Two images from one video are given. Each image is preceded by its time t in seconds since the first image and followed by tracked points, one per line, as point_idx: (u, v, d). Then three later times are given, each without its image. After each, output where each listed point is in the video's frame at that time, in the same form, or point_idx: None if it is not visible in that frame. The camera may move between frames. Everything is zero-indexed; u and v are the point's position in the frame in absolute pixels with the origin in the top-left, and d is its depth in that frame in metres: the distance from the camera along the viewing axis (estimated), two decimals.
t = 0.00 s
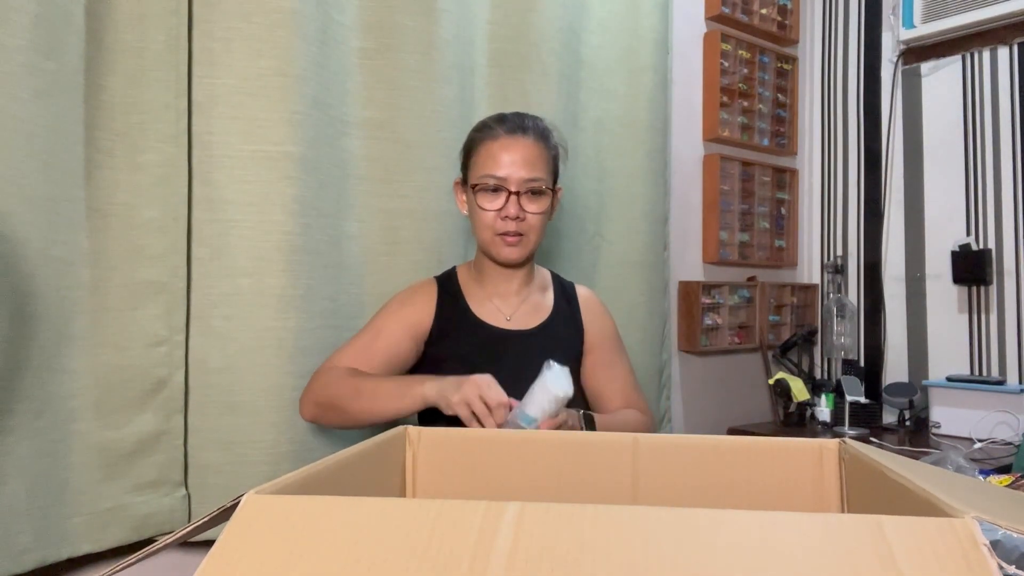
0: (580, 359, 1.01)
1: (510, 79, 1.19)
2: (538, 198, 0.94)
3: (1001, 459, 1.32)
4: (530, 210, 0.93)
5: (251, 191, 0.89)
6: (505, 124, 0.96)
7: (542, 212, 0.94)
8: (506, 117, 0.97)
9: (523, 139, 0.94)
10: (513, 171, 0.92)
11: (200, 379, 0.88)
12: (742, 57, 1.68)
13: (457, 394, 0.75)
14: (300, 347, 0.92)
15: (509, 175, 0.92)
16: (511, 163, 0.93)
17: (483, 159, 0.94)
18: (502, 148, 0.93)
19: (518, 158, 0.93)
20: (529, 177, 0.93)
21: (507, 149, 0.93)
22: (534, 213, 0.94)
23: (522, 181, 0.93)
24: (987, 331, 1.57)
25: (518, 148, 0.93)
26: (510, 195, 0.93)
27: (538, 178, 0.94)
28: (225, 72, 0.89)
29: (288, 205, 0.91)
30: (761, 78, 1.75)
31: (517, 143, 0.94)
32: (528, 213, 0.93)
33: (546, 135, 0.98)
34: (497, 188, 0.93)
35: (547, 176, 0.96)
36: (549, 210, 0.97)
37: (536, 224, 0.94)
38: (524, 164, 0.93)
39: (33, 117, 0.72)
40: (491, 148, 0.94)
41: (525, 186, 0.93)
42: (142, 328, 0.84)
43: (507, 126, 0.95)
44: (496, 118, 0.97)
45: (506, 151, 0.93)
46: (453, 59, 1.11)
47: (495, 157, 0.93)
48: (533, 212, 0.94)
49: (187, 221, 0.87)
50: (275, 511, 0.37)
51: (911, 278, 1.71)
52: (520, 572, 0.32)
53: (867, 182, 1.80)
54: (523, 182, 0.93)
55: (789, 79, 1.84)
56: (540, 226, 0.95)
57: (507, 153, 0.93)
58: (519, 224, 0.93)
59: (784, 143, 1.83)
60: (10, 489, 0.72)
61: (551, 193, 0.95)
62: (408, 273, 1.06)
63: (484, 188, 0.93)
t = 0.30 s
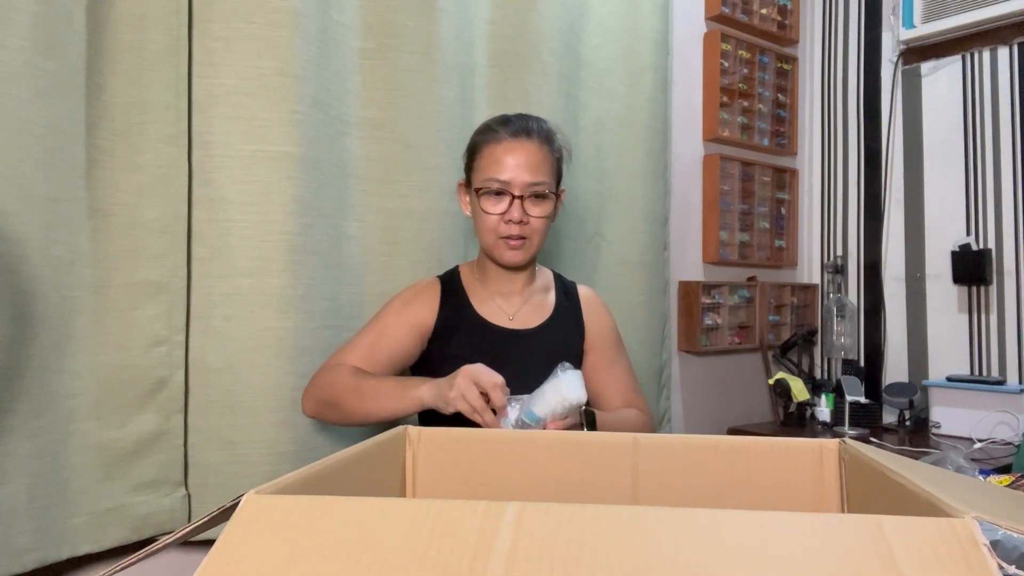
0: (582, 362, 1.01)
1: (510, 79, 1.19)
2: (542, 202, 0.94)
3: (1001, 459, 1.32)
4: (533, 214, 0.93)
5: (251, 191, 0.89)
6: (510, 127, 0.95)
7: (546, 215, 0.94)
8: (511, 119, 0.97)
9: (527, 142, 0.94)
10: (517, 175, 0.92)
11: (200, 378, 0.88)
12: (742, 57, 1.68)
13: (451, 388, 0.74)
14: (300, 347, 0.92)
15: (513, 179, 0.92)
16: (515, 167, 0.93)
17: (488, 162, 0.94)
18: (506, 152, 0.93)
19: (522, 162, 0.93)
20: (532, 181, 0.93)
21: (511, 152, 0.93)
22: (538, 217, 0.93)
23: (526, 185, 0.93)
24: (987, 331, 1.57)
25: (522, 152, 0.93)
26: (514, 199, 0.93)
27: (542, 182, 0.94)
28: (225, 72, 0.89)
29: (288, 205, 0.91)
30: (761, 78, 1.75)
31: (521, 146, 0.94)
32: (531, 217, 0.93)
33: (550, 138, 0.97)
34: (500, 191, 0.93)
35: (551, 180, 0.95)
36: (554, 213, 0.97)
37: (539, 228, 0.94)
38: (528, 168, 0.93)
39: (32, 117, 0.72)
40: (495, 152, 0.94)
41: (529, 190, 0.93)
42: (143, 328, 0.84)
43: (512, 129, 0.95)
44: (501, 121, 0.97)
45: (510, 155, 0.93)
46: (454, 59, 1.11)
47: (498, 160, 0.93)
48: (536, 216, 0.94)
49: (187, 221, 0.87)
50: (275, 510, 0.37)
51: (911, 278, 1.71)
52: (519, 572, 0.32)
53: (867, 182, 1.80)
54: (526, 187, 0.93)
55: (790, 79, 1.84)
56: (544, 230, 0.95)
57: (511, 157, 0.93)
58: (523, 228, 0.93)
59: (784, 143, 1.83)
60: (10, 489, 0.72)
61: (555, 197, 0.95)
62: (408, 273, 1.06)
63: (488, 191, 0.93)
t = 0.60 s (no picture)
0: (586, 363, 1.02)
1: (510, 79, 1.19)
2: (544, 206, 0.94)
3: (1001, 459, 1.32)
4: (535, 218, 0.94)
5: (251, 191, 0.89)
6: (513, 129, 0.95)
7: (548, 219, 0.94)
8: (514, 121, 0.97)
9: (530, 145, 0.94)
10: (520, 180, 0.93)
11: (200, 379, 0.88)
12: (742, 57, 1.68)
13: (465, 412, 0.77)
14: (300, 347, 0.92)
15: (516, 183, 0.93)
16: (518, 170, 0.93)
17: (491, 164, 0.94)
18: (509, 154, 0.94)
19: (525, 165, 0.93)
20: (535, 185, 0.93)
21: (515, 155, 0.93)
22: (540, 221, 0.94)
23: (529, 189, 0.93)
24: (987, 331, 1.57)
25: (525, 155, 0.94)
26: (516, 203, 0.93)
27: (545, 185, 0.94)
28: (225, 72, 0.89)
29: (288, 205, 0.91)
30: (761, 78, 1.75)
31: (524, 150, 0.94)
32: (533, 221, 0.94)
33: (554, 140, 0.98)
34: (503, 195, 0.93)
35: (554, 183, 0.96)
36: (556, 217, 0.97)
37: (541, 231, 0.95)
38: (531, 171, 0.93)
39: (32, 117, 0.72)
40: (498, 155, 0.94)
41: (532, 194, 0.93)
42: (143, 328, 0.84)
43: (516, 131, 0.95)
44: (504, 122, 0.97)
45: (513, 158, 0.93)
46: (454, 59, 1.11)
47: (501, 163, 0.94)
48: (538, 220, 0.94)
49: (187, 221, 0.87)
50: (275, 510, 0.37)
51: (911, 278, 1.71)
52: (519, 572, 0.32)
53: (867, 182, 1.80)
54: (529, 190, 0.93)
55: (790, 79, 1.84)
56: (546, 233, 0.95)
57: (514, 160, 0.93)
58: (525, 231, 0.94)
59: (784, 143, 1.83)
60: (10, 489, 0.72)
61: (557, 201, 0.96)
62: (408, 273, 1.06)
63: (491, 195, 0.93)
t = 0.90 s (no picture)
0: (607, 359, 1.00)
1: (509, 79, 1.19)
2: (557, 181, 0.91)
3: (1001, 459, 1.32)
4: (548, 192, 0.90)
5: (250, 191, 0.89)
6: (528, 114, 0.96)
7: (562, 196, 0.90)
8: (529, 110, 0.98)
9: (543, 125, 0.94)
10: (531, 153, 0.91)
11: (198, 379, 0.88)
12: (742, 57, 1.68)
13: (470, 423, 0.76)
14: (299, 347, 0.92)
15: (527, 156, 0.91)
16: (531, 145, 0.92)
17: (504, 146, 0.94)
18: (522, 135, 0.93)
19: (537, 142, 0.92)
20: (547, 159, 0.91)
21: (527, 133, 0.93)
22: (553, 194, 0.90)
23: (541, 163, 0.91)
24: (987, 331, 1.57)
25: (538, 134, 0.93)
26: (528, 175, 0.90)
27: (558, 162, 0.92)
28: (225, 73, 0.89)
29: (287, 205, 0.91)
30: (761, 78, 1.75)
31: (537, 128, 0.93)
32: (546, 195, 0.90)
33: (568, 129, 0.98)
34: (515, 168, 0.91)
35: (568, 164, 0.93)
36: (572, 200, 0.93)
37: (555, 207, 0.90)
38: (543, 147, 0.92)
39: (29, 117, 0.72)
40: (511, 134, 0.94)
41: (543, 168, 0.91)
42: (140, 327, 0.84)
43: (530, 116, 0.96)
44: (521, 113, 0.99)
45: (525, 135, 0.93)
46: (453, 59, 1.11)
47: (513, 142, 0.93)
48: (551, 194, 0.90)
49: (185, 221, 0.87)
50: (275, 509, 0.37)
51: (912, 278, 1.71)
52: (519, 572, 0.32)
53: (867, 182, 1.80)
54: (541, 164, 0.91)
55: (789, 79, 1.84)
56: (560, 211, 0.90)
57: (526, 137, 0.93)
58: (537, 205, 0.89)
59: (784, 143, 1.83)
60: (7, 489, 0.72)
61: (572, 179, 0.92)
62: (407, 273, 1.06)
63: (502, 170, 0.91)
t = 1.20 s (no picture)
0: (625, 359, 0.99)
1: (509, 79, 1.19)
2: (569, 175, 0.89)
3: (1001, 459, 1.32)
4: (559, 186, 0.88)
5: (250, 192, 0.89)
6: (539, 105, 0.95)
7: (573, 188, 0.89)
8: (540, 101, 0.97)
9: (554, 117, 0.93)
10: (543, 145, 0.90)
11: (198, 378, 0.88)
12: (742, 57, 1.68)
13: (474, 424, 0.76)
14: (299, 347, 0.92)
15: (539, 148, 0.90)
16: (542, 137, 0.91)
17: (514, 137, 0.93)
18: (532, 125, 0.92)
19: (549, 134, 0.91)
20: (559, 151, 0.90)
21: (538, 125, 0.92)
22: (564, 188, 0.88)
23: (552, 155, 0.90)
24: (987, 331, 1.56)
25: (547, 125, 0.92)
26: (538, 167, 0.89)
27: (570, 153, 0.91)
28: (225, 73, 0.89)
29: (287, 206, 0.91)
30: (761, 78, 1.75)
31: (548, 120, 0.92)
32: (557, 188, 0.88)
33: (581, 122, 0.97)
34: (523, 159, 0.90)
35: (580, 157, 0.92)
36: (583, 194, 0.91)
37: (566, 202, 0.88)
38: (555, 139, 0.91)
39: (27, 117, 0.72)
40: (522, 126, 0.93)
41: (555, 161, 0.89)
42: (139, 327, 0.83)
43: (541, 107, 0.95)
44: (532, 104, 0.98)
45: (536, 127, 0.92)
46: (453, 59, 1.11)
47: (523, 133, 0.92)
48: (563, 188, 0.88)
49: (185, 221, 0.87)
50: (274, 510, 0.37)
51: (912, 278, 1.71)
52: (518, 572, 0.32)
53: (867, 183, 1.80)
54: (552, 156, 0.90)
55: (790, 79, 1.84)
56: (571, 206, 0.89)
57: (537, 129, 0.92)
58: (548, 199, 0.88)
59: (785, 143, 1.83)
60: (6, 488, 0.72)
61: (585, 173, 0.91)
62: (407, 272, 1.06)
63: (512, 161, 0.90)
